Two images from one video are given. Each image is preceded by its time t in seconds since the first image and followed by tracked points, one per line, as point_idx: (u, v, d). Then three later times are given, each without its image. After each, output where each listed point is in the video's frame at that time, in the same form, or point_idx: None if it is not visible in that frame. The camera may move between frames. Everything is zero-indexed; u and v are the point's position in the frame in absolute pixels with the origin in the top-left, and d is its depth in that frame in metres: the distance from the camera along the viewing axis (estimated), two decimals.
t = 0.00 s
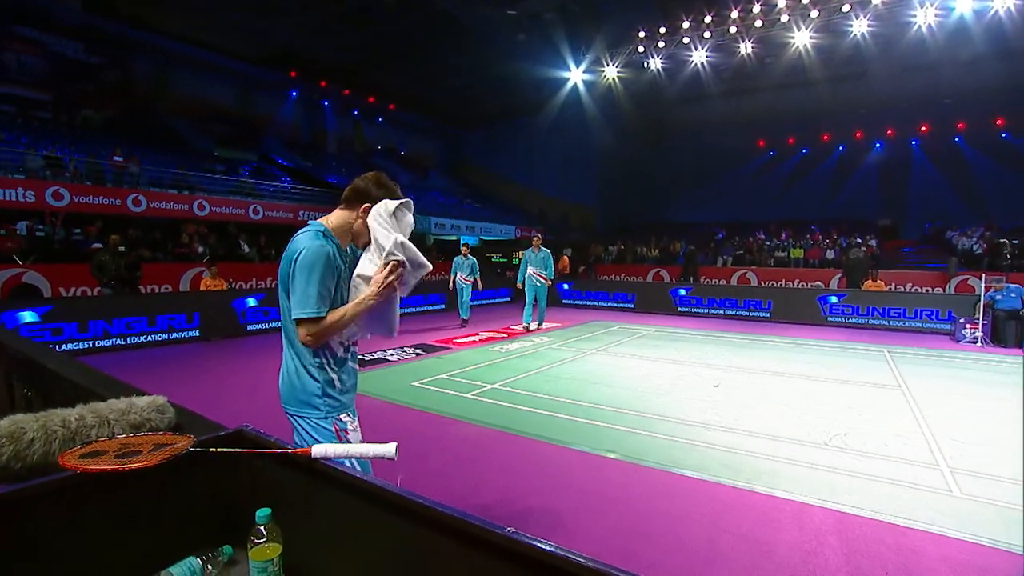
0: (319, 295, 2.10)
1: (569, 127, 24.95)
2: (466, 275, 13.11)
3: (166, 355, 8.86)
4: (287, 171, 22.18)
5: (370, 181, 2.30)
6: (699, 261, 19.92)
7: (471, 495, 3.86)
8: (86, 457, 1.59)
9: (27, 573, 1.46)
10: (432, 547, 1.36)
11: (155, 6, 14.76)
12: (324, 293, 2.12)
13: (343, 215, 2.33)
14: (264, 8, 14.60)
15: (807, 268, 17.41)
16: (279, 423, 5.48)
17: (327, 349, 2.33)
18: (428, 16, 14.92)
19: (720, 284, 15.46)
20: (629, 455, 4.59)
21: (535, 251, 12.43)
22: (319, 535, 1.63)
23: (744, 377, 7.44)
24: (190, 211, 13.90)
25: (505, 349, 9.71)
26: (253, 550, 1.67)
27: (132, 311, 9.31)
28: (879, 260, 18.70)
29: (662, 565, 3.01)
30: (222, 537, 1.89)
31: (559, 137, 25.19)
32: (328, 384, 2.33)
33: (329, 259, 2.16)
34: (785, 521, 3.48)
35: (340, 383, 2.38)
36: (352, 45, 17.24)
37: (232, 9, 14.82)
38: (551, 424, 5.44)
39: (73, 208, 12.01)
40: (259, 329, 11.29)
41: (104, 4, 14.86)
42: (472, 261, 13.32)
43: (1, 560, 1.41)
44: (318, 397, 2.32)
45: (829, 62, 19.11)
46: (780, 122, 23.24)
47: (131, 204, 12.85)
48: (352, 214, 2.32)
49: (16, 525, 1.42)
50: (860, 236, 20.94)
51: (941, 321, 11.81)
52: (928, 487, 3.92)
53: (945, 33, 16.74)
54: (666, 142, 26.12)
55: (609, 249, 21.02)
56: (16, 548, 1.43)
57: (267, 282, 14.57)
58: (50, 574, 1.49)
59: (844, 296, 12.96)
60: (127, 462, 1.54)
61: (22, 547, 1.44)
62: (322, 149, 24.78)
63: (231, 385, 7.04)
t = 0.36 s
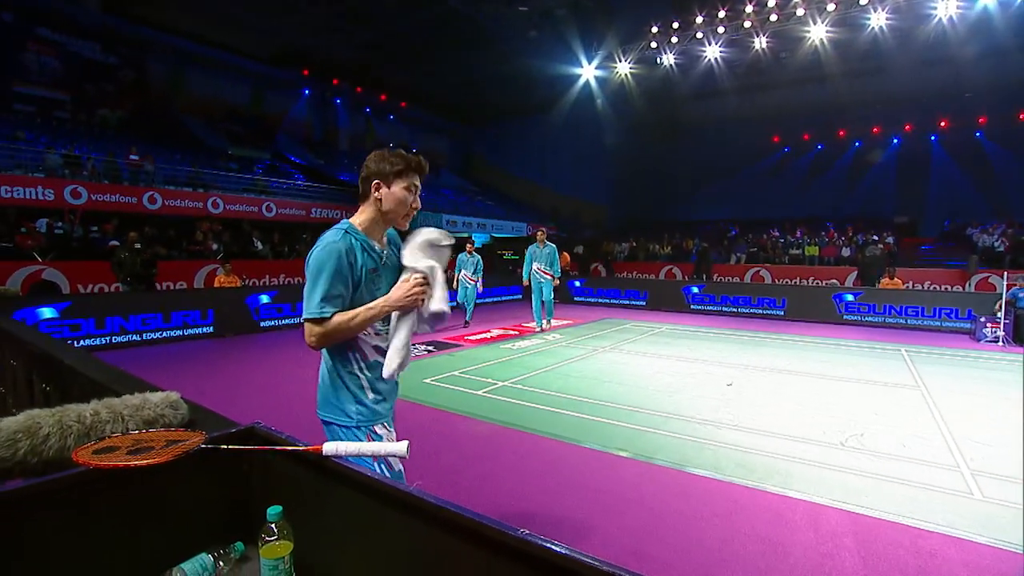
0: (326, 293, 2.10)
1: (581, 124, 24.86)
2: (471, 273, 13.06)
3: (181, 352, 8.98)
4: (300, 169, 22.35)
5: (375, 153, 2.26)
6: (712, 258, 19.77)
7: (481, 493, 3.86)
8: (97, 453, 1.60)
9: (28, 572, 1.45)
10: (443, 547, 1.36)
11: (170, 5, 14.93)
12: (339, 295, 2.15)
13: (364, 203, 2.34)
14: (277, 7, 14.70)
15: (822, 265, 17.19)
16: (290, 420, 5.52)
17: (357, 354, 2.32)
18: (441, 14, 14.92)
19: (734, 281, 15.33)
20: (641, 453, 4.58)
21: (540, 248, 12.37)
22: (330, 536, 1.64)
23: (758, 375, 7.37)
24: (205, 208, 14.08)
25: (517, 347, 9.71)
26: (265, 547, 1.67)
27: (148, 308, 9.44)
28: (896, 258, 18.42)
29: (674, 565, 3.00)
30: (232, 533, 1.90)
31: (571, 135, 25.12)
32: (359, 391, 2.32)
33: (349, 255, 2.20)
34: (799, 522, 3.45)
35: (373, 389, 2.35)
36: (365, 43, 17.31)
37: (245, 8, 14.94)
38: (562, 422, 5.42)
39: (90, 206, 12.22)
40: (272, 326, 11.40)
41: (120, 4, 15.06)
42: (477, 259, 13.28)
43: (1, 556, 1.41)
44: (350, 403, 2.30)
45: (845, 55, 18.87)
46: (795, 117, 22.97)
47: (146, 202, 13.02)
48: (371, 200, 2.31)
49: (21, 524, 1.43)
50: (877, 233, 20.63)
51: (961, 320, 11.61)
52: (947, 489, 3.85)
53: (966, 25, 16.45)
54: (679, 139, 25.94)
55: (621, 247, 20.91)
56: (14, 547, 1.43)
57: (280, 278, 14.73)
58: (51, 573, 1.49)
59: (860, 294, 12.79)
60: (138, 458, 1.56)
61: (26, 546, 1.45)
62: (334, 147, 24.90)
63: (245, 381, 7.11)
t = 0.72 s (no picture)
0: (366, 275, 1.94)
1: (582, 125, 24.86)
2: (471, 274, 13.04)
3: (184, 355, 9.00)
4: (302, 172, 22.41)
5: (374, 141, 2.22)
6: (714, 257, 19.72)
7: (482, 495, 3.85)
8: (87, 458, 1.60)
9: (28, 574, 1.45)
10: (432, 550, 1.36)
11: (172, 9, 14.99)
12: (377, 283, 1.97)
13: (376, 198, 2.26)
14: (279, 10, 14.77)
15: (825, 264, 17.13)
16: (293, 423, 5.52)
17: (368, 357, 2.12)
18: (441, 16, 14.93)
19: (736, 281, 15.29)
20: (643, 455, 4.56)
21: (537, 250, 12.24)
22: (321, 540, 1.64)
23: (760, 375, 7.35)
24: (207, 212, 14.13)
25: (519, 348, 9.69)
26: (256, 552, 1.67)
27: (150, 312, 9.47)
28: (899, 255, 18.35)
29: (675, 566, 2.99)
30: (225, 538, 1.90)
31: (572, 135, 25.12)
32: (366, 398, 2.14)
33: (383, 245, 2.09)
34: (801, 522, 3.43)
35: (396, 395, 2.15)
36: (365, 45, 17.35)
37: (246, 11, 14.99)
38: (563, 423, 5.41)
39: (93, 210, 12.26)
40: (274, 329, 11.41)
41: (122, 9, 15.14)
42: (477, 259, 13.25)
43: (1, 558, 1.41)
44: (357, 408, 2.16)
45: (846, 53, 18.83)
46: (796, 116, 22.94)
47: (148, 206, 13.02)
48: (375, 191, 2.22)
49: (17, 528, 1.43)
50: (879, 232, 20.58)
51: (965, 317, 11.55)
52: (950, 488, 3.83)
53: (967, 22, 16.39)
54: (680, 138, 25.91)
55: (623, 247, 20.87)
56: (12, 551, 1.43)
57: (282, 281, 14.77)
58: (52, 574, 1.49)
59: (863, 292, 12.73)
60: (129, 462, 1.57)
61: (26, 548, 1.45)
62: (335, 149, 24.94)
63: (247, 384, 7.13)
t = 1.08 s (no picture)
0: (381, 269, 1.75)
1: (574, 126, 24.94)
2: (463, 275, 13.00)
3: (172, 357, 8.93)
4: (293, 173, 22.30)
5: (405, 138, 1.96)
6: (705, 258, 19.83)
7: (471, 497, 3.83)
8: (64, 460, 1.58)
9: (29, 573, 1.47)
10: (406, 552, 1.36)
11: (160, 9, 14.87)
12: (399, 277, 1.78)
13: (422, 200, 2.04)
14: (269, 10, 14.71)
15: (814, 264, 17.29)
16: (282, 425, 5.48)
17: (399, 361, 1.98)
18: (432, 17, 14.91)
19: (726, 281, 15.37)
20: (633, 455, 4.56)
21: (519, 249, 12.28)
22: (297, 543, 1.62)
23: (749, 375, 7.38)
24: (196, 213, 14.22)
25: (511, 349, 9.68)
26: (232, 554, 1.66)
27: (138, 314, 9.39)
28: (887, 256, 18.55)
29: (663, 567, 2.99)
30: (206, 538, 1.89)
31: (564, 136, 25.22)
32: (397, 404, 1.98)
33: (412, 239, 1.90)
34: (789, 522, 3.45)
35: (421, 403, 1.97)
36: (357, 46, 17.31)
37: (236, 11, 14.92)
38: (554, 424, 5.41)
39: (81, 212, 12.21)
40: (264, 330, 11.34)
41: (110, 9, 15.02)
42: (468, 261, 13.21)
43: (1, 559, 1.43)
44: (389, 416, 2.00)
45: (835, 56, 19.03)
46: (785, 118, 23.20)
47: (137, 207, 13.09)
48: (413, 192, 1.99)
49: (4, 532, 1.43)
50: (867, 232, 20.79)
51: (952, 317, 11.70)
52: (937, 486, 3.86)
53: (953, 25, 16.62)
54: (671, 139, 26.04)
55: (614, 247, 20.95)
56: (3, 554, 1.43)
57: (273, 283, 14.71)
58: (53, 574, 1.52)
59: (852, 292, 12.85)
60: (105, 464, 1.56)
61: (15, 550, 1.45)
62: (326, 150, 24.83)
63: (236, 387, 7.08)
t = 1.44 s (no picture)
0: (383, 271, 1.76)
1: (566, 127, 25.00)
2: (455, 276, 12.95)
3: (160, 357, 8.84)
4: (284, 172, 22.16)
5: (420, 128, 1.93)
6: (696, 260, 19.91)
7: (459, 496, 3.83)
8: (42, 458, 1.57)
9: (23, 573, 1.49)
10: (384, 549, 1.37)
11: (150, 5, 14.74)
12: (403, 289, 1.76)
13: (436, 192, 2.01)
14: (261, 8, 14.63)
15: (803, 267, 17.43)
16: (271, 426, 5.45)
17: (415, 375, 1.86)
18: (425, 17, 14.89)
19: (717, 283, 15.45)
20: (622, 456, 4.59)
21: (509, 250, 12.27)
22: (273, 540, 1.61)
23: (737, 377, 7.44)
24: (186, 211, 14.23)
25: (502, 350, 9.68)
26: (213, 554, 1.69)
27: (126, 313, 9.30)
28: (875, 259, 18.72)
29: (647, 565, 3.01)
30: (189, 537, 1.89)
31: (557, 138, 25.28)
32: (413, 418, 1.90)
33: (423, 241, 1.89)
34: (773, 522, 3.48)
35: (436, 414, 1.86)
36: (350, 45, 17.25)
37: (228, 8, 14.84)
38: (543, 424, 5.42)
39: (66, 209, 12.24)
40: (253, 330, 11.24)
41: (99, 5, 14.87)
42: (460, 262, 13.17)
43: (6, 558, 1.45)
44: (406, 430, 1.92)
45: (825, 61, 19.20)
46: (776, 122, 23.43)
47: (125, 204, 13.03)
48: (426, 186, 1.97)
49: None
50: (856, 235, 20.98)
51: (936, 320, 11.83)
52: (918, 486, 3.91)
53: (940, 32, 16.83)
54: (663, 141, 26.16)
55: (606, 249, 21.00)
56: None
57: (262, 282, 14.58)
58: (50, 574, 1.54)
59: (840, 295, 12.97)
60: (86, 463, 1.55)
61: None
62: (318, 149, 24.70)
63: (224, 386, 7.02)
